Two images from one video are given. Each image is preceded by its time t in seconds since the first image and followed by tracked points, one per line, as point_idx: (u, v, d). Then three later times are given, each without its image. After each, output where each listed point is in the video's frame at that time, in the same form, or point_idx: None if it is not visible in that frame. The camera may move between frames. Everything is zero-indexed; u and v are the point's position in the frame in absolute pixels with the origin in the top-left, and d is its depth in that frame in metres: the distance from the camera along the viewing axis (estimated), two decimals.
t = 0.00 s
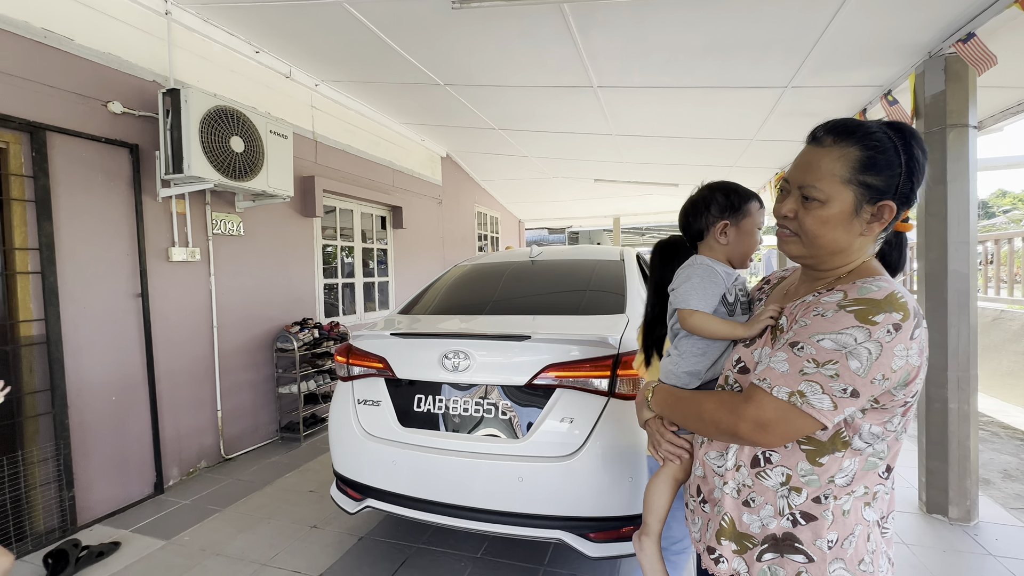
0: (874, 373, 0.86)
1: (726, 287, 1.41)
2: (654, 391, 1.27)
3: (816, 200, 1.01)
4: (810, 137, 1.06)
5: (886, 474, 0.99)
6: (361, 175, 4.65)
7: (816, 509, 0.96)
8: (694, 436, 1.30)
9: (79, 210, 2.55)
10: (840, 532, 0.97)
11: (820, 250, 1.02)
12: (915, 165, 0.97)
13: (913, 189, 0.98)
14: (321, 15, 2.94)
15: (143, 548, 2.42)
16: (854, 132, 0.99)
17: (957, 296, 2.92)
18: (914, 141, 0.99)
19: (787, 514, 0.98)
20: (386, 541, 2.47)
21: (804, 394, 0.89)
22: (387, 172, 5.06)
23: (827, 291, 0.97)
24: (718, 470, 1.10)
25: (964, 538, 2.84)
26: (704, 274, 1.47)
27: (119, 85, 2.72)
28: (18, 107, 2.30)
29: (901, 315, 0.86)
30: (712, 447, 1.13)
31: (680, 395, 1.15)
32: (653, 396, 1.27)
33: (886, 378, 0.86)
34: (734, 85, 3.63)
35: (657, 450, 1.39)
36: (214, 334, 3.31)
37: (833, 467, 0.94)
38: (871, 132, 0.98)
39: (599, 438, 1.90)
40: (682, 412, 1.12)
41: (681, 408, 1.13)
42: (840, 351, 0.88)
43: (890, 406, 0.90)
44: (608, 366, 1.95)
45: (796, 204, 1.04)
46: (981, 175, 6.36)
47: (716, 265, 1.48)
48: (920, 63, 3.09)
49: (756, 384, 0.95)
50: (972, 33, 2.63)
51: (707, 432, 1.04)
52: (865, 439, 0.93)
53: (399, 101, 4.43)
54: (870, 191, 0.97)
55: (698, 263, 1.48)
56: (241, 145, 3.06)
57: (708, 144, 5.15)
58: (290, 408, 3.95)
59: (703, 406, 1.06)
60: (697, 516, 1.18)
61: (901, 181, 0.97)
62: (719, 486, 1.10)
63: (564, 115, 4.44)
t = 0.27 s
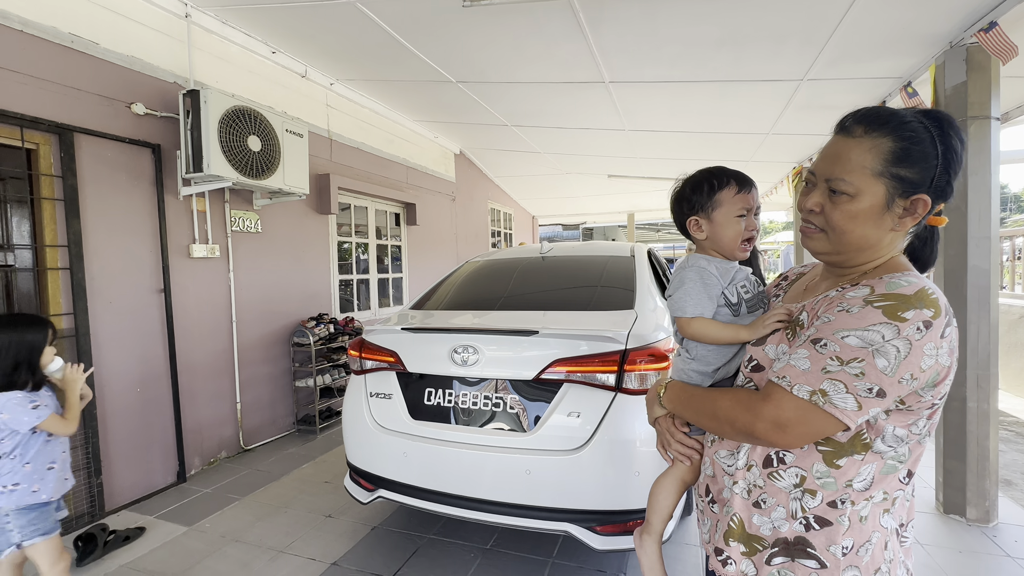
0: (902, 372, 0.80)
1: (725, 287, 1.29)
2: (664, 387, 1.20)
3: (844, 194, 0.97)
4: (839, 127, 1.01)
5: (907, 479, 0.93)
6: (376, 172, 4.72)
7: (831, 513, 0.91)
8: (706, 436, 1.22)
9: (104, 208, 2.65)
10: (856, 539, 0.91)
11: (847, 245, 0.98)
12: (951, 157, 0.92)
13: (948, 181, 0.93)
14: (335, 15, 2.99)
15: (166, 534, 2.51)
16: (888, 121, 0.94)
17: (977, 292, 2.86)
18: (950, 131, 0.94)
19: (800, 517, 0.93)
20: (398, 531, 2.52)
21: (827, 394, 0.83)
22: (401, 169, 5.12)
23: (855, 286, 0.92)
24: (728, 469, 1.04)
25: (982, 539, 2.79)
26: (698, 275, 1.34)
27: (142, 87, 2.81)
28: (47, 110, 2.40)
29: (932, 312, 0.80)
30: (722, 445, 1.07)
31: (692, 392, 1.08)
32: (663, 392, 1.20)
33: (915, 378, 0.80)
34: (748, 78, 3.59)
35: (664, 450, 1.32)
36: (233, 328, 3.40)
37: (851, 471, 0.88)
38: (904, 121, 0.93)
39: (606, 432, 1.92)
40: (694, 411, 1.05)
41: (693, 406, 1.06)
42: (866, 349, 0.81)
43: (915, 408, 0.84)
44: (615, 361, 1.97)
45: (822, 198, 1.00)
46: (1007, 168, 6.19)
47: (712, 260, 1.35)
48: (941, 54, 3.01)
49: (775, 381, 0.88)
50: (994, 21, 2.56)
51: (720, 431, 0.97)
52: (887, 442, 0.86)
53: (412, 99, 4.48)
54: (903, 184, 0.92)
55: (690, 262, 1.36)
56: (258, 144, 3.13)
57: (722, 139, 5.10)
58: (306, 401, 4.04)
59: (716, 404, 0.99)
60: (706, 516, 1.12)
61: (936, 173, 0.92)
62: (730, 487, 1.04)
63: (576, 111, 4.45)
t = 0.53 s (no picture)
0: (925, 372, 0.78)
1: (743, 288, 1.27)
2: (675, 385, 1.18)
3: (853, 186, 0.95)
4: (859, 120, 1.00)
5: (924, 486, 0.91)
6: (387, 171, 4.76)
7: (844, 521, 0.89)
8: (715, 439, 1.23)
9: (124, 208, 2.72)
10: (871, 548, 0.89)
11: (855, 239, 0.97)
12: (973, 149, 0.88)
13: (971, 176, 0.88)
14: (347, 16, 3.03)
15: (184, 525, 2.58)
16: (903, 114, 0.92)
17: (995, 291, 2.80)
18: (978, 122, 0.89)
19: (812, 523, 0.91)
20: (408, 526, 2.56)
21: (845, 394, 0.80)
22: (412, 168, 5.16)
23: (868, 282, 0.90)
24: (736, 473, 1.03)
25: (999, 543, 2.74)
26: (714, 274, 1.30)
27: (160, 90, 2.87)
28: (70, 113, 2.47)
29: (956, 310, 0.78)
30: (731, 447, 1.06)
31: (703, 393, 1.06)
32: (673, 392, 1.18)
33: (938, 379, 0.78)
34: (760, 74, 3.56)
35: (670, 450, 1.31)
36: (248, 325, 3.47)
37: (865, 476, 0.86)
38: (921, 112, 0.90)
39: (613, 431, 1.93)
40: (705, 413, 1.04)
41: (705, 407, 1.04)
42: (887, 348, 0.79)
43: (935, 410, 0.82)
44: (623, 360, 1.98)
45: (832, 190, 0.99)
46: None
47: (728, 258, 1.31)
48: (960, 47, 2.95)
49: (791, 381, 0.86)
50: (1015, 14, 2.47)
51: (733, 432, 0.96)
52: (905, 446, 0.85)
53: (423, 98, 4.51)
54: (913, 177, 0.90)
55: (706, 260, 1.31)
56: (272, 144, 3.19)
57: (734, 136, 5.05)
58: (319, 398, 4.11)
59: (728, 406, 0.97)
60: (713, 520, 1.11)
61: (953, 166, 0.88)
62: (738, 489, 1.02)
63: (587, 109, 4.45)
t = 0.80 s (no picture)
0: (951, 371, 0.77)
1: (764, 287, 1.26)
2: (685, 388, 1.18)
3: (870, 176, 0.95)
4: (879, 112, 0.99)
5: (945, 491, 0.91)
6: (398, 171, 4.79)
7: (864, 527, 0.89)
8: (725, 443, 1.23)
9: (143, 208, 2.77)
10: (893, 556, 0.89)
11: (870, 231, 0.97)
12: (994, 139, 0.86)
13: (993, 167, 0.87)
14: (358, 17, 3.05)
15: (201, 518, 2.63)
16: (925, 104, 0.91)
17: (1015, 290, 2.75)
18: (1001, 115, 0.87)
19: (831, 529, 0.91)
20: (420, 522, 2.59)
21: (869, 395, 0.80)
22: (423, 168, 5.19)
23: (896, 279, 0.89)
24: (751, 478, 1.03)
25: (1018, 546, 2.67)
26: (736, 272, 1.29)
27: (177, 92, 2.93)
28: (91, 115, 2.53)
29: (983, 306, 0.77)
30: (744, 451, 1.06)
31: (717, 395, 1.06)
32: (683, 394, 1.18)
33: (964, 379, 0.77)
34: (773, 70, 3.54)
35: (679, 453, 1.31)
36: (262, 323, 3.52)
37: (886, 480, 0.86)
38: (940, 102, 0.90)
39: (621, 430, 1.93)
40: (720, 417, 1.03)
41: (719, 411, 1.04)
42: (912, 346, 0.78)
43: (959, 411, 0.81)
44: (633, 358, 1.98)
45: (850, 181, 1.00)
46: None
47: (753, 258, 1.30)
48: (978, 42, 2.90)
49: (810, 383, 0.86)
50: None
51: (751, 435, 0.95)
52: (926, 448, 0.84)
53: (433, 98, 4.54)
54: (931, 167, 0.89)
55: (731, 258, 1.30)
56: (285, 145, 3.23)
57: (746, 133, 5.01)
58: (332, 395, 4.16)
59: (745, 410, 0.97)
60: (726, 526, 1.11)
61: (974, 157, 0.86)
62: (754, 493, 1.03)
63: (597, 107, 4.44)
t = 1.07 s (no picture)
0: (953, 375, 0.76)
1: (764, 287, 1.27)
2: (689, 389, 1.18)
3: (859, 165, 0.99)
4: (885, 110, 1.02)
5: (948, 494, 0.90)
6: (405, 170, 4.82)
7: (864, 529, 0.89)
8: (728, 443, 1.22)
9: (155, 208, 2.81)
10: (893, 557, 0.89)
11: (856, 216, 0.98)
12: (975, 121, 0.83)
13: (977, 149, 0.83)
14: (366, 18, 3.07)
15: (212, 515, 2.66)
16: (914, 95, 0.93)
17: None
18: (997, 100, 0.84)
19: (830, 531, 0.91)
20: (427, 520, 2.61)
21: (868, 398, 0.79)
22: (430, 167, 5.21)
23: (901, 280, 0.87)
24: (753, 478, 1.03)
25: None
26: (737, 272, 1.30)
27: (188, 93, 2.96)
28: (105, 117, 2.57)
29: (988, 309, 0.76)
30: (745, 451, 1.07)
31: (720, 397, 1.06)
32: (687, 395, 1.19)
33: (966, 382, 0.77)
34: (782, 68, 3.52)
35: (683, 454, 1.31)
36: (272, 322, 3.55)
37: (887, 482, 0.86)
38: (930, 93, 0.91)
39: (629, 429, 1.94)
40: (722, 417, 1.03)
41: (721, 412, 1.04)
42: (913, 349, 0.78)
43: (961, 415, 0.80)
44: (640, 357, 1.98)
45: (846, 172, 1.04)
46: None
47: (754, 256, 1.31)
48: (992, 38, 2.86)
49: (810, 385, 0.85)
50: None
51: (752, 437, 0.95)
52: (927, 451, 0.83)
53: (440, 98, 4.56)
54: (910, 151, 0.90)
55: (731, 256, 1.31)
56: (294, 145, 3.26)
57: (755, 131, 4.98)
58: (340, 393, 4.19)
59: (746, 411, 0.97)
60: (729, 526, 1.11)
61: (952, 139, 0.85)
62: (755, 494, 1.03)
63: (604, 106, 4.43)
